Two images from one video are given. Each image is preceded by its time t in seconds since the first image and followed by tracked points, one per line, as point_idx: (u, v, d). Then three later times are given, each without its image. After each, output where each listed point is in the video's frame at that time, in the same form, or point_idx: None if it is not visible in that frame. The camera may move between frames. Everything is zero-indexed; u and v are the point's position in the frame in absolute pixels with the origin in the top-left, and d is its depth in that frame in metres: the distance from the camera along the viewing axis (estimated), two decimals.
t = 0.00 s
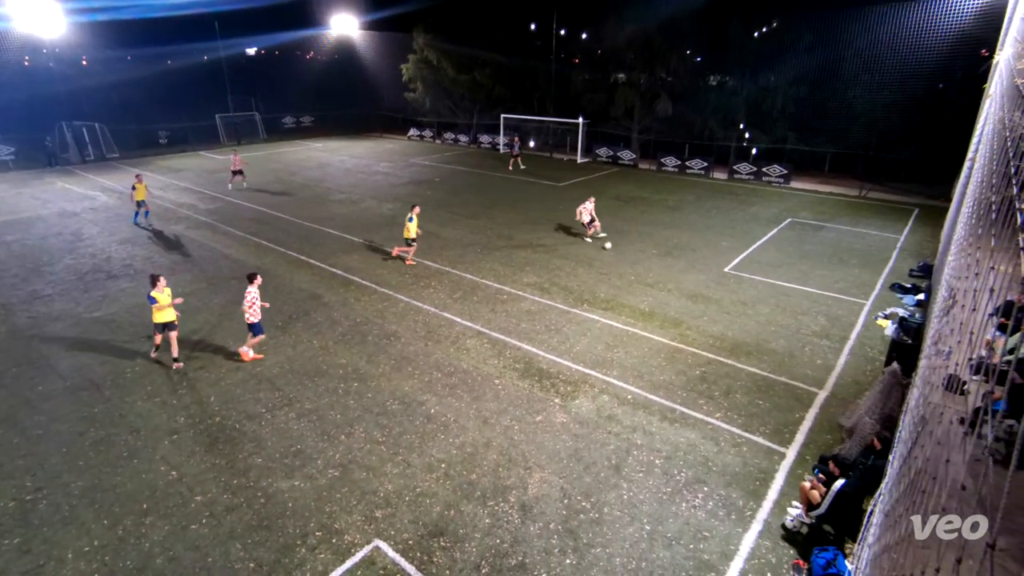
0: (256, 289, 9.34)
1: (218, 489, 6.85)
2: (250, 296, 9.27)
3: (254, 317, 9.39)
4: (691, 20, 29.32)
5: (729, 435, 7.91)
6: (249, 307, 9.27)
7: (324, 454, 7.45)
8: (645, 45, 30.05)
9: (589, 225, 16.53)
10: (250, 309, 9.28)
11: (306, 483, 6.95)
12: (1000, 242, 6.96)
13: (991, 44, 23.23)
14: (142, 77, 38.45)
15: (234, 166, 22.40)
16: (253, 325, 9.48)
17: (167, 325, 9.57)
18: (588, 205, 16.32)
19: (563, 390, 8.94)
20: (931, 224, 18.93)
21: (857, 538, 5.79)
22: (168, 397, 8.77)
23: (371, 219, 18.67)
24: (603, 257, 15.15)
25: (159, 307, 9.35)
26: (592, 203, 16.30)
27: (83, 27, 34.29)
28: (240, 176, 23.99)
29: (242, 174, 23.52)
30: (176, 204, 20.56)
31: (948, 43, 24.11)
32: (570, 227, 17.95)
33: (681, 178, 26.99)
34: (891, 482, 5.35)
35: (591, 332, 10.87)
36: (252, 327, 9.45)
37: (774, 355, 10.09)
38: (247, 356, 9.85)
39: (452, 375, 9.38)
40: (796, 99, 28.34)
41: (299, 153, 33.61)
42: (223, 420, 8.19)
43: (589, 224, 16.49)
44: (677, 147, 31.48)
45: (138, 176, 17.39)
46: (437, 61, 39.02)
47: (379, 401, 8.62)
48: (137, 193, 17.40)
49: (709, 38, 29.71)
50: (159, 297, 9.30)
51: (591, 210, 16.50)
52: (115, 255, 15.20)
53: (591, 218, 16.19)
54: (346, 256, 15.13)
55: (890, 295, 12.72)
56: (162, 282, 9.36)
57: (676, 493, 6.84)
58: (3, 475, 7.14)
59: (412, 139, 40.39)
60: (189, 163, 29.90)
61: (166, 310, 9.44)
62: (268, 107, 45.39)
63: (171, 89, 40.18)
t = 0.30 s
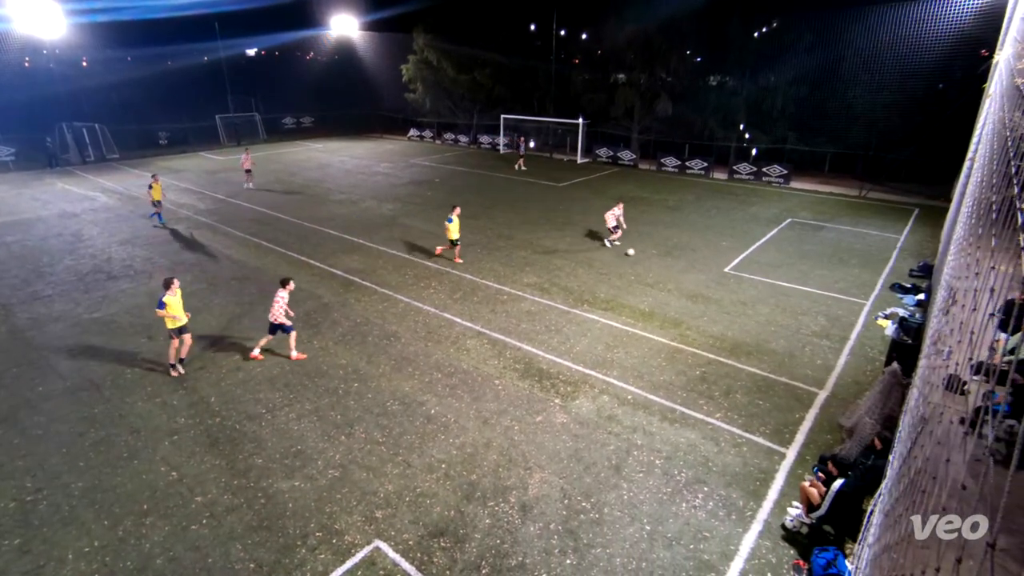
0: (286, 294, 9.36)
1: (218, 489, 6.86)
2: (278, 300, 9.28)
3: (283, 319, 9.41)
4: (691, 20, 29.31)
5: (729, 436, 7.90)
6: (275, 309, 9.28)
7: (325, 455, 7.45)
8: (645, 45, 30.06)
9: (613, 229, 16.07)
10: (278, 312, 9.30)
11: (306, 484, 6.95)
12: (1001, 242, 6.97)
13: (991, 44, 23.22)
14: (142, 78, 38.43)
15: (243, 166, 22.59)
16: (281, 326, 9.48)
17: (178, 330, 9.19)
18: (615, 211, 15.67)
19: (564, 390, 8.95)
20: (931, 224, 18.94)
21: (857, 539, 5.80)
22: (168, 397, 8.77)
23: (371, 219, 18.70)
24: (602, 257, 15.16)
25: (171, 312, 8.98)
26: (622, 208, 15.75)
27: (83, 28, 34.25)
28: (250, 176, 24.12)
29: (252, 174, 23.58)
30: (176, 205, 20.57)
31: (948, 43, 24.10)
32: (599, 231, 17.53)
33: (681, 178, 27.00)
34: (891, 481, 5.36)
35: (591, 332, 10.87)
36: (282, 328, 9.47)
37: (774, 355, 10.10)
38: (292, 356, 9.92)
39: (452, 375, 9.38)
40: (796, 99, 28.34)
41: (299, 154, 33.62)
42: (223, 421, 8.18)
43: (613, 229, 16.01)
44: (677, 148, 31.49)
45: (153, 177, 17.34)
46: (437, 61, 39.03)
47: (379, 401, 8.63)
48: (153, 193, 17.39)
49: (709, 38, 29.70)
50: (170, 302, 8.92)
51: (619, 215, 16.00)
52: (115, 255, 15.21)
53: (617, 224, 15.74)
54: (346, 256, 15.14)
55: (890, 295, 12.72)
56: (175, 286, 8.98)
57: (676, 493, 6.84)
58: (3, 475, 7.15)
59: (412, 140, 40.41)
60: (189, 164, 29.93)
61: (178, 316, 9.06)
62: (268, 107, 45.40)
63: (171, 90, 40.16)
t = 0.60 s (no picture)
0: (320, 287, 9.70)
1: (218, 489, 6.86)
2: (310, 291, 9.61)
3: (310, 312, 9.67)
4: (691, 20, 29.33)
5: (729, 436, 7.90)
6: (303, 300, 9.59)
7: (325, 455, 7.45)
8: (645, 45, 30.07)
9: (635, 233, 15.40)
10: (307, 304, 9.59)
11: (307, 484, 6.95)
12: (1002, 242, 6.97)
13: (991, 43, 23.17)
14: (142, 78, 38.42)
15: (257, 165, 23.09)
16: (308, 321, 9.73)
17: (193, 340, 9.15)
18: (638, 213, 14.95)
19: (564, 390, 8.95)
20: (931, 224, 18.95)
21: (858, 539, 5.80)
22: (168, 397, 8.78)
23: (371, 219, 18.71)
24: (602, 257, 15.15)
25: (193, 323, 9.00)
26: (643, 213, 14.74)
27: (83, 28, 34.23)
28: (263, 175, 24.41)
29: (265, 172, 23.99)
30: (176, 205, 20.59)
31: (948, 43, 24.10)
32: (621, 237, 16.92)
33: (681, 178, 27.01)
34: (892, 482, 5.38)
35: (591, 332, 10.88)
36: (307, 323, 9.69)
37: (774, 355, 10.10)
38: (293, 356, 9.92)
39: (452, 375, 9.38)
40: (795, 99, 28.35)
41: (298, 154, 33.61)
42: (224, 421, 8.18)
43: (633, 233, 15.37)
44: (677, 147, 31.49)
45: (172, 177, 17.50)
46: (437, 61, 39.06)
47: (379, 401, 8.63)
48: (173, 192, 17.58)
49: (709, 38, 29.71)
50: (196, 311, 8.97)
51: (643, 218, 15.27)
52: (115, 255, 15.22)
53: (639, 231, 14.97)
54: (346, 256, 15.15)
55: (890, 295, 12.72)
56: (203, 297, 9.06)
57: (676, 493, 6.85)
58: (4, 475, 7.16)
59: (412, 140, 40.42)
60: (189, 164, 29.93)
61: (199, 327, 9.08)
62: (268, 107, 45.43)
63: (171, 90, 40.16)
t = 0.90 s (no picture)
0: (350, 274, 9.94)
1: (218, 489, 6.85)
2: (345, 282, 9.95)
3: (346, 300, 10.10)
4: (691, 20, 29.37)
5: (729, 436, 7.90)
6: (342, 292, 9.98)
7: (325, 454, 7.45)
8: (645, 45, 30.07)
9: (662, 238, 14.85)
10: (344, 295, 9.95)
11: (306, 484, 6.95)
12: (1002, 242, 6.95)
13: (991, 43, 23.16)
14: (142, 77, 38.34)
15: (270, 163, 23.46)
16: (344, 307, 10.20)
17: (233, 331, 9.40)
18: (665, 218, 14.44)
19: (563, 390, 8.95)
20: (931, 224, 18.94)
21: (858, 539, 5.80)
22: (168, 396, 8.78)
23: (371, 219, 18.69)
24: (602, 257, 15.12)
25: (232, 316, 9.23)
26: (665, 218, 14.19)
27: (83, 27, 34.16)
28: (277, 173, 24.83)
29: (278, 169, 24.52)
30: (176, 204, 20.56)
31: (948, 43, 24.10)
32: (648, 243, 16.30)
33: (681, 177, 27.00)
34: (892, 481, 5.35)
35: (591, 332, 10.87)
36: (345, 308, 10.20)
37: (774, 355, 10.10)
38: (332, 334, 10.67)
39: (452, 375, 9.38)
40: (795, 99, 28.35)
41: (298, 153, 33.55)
42: (223, 421, 8.17)
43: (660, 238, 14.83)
44: (677, 147, 31.51)
45: (185, 175, 17.82)
46: (437, 61, 39.08)
47: (379, 401, 8.63)
48: (185, 189, 17.81)
49: (709, 38, 29.71)
50: (234, 303, 9.17)
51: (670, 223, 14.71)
52: (114, 255, 15.20)
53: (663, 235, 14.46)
54: (346, 256, 15.14)
55: (890, 295, 12.71)
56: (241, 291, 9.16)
57: (676, 492, 6.84)
58: (3, 475, 7.14)
59: (412, 139, 40.41)
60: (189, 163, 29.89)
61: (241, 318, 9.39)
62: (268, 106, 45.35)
63: (172, 89, 40.09)
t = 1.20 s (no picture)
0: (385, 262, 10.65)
1: (218, 489, 6.85)
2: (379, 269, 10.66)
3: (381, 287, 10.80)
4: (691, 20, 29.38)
5: (729, 435, 7.90)
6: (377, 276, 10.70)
7: (325, 454, 7.45)
8: (645, 45, 30.09)
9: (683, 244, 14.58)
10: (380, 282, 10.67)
11: (307, 483, 6.95)
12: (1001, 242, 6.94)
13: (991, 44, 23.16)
14: (142, 77, 38.30)
15: (279, 162, 24.28)
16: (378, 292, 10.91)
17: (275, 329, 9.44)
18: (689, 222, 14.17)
19: (564, 390, 8.94)
20: (931, 224, 18.95)
21: (858, 539, 5.79)
22: (168, 396, 8.79)
23: (371, 219, 18.70)
24: (603, 258, 15.10)
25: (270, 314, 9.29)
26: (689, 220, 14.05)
27: (83, 27, 34.13)
28: (288, 171, 25.12)
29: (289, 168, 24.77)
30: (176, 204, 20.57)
31: (948, 43, 24.08)
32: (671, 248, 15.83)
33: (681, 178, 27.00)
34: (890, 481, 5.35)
35: (591, 332, 10.87)
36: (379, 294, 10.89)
37: (773, 354, 10.10)
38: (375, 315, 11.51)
39: (452, 374, 9.38)
40: (795, 99, 28.35)
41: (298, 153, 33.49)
42: (223, 421, 8.17)
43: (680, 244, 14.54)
44: (677, 147, 31.62)
45: (202, 175, 17.64)
46: (437, 61, 39.14)
47: (379, 401, 8.63)
48: (203, 190, 17.79)
49: (709, 38, 29.69)
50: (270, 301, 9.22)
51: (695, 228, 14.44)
52: (114, 255, 15.19)
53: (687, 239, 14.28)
54: (346, 255, 15.14)
55: (890, 295, 12.71)
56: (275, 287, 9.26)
57: (676, 492, 6.85)
58: (4, 475, 7.14)
59: (412, 139, 40.42)
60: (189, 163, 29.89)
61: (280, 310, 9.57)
62: (268, 106, 45.33)
63: (172, 89, 40.07)
